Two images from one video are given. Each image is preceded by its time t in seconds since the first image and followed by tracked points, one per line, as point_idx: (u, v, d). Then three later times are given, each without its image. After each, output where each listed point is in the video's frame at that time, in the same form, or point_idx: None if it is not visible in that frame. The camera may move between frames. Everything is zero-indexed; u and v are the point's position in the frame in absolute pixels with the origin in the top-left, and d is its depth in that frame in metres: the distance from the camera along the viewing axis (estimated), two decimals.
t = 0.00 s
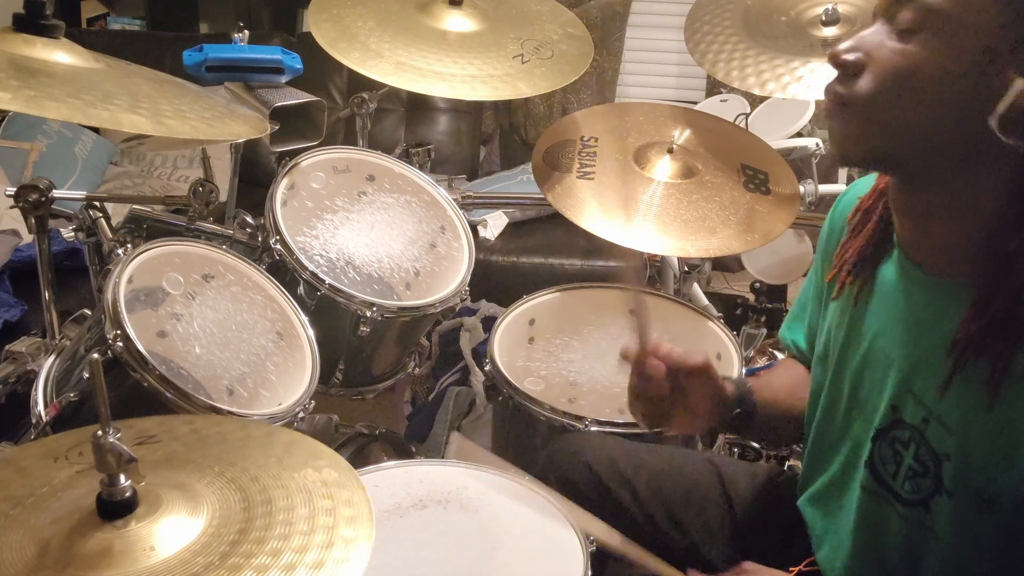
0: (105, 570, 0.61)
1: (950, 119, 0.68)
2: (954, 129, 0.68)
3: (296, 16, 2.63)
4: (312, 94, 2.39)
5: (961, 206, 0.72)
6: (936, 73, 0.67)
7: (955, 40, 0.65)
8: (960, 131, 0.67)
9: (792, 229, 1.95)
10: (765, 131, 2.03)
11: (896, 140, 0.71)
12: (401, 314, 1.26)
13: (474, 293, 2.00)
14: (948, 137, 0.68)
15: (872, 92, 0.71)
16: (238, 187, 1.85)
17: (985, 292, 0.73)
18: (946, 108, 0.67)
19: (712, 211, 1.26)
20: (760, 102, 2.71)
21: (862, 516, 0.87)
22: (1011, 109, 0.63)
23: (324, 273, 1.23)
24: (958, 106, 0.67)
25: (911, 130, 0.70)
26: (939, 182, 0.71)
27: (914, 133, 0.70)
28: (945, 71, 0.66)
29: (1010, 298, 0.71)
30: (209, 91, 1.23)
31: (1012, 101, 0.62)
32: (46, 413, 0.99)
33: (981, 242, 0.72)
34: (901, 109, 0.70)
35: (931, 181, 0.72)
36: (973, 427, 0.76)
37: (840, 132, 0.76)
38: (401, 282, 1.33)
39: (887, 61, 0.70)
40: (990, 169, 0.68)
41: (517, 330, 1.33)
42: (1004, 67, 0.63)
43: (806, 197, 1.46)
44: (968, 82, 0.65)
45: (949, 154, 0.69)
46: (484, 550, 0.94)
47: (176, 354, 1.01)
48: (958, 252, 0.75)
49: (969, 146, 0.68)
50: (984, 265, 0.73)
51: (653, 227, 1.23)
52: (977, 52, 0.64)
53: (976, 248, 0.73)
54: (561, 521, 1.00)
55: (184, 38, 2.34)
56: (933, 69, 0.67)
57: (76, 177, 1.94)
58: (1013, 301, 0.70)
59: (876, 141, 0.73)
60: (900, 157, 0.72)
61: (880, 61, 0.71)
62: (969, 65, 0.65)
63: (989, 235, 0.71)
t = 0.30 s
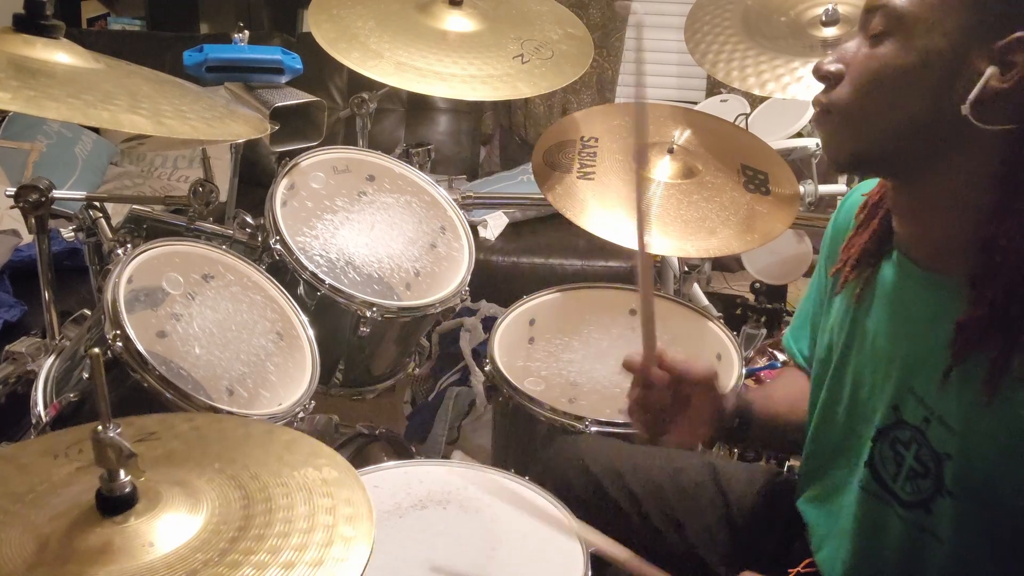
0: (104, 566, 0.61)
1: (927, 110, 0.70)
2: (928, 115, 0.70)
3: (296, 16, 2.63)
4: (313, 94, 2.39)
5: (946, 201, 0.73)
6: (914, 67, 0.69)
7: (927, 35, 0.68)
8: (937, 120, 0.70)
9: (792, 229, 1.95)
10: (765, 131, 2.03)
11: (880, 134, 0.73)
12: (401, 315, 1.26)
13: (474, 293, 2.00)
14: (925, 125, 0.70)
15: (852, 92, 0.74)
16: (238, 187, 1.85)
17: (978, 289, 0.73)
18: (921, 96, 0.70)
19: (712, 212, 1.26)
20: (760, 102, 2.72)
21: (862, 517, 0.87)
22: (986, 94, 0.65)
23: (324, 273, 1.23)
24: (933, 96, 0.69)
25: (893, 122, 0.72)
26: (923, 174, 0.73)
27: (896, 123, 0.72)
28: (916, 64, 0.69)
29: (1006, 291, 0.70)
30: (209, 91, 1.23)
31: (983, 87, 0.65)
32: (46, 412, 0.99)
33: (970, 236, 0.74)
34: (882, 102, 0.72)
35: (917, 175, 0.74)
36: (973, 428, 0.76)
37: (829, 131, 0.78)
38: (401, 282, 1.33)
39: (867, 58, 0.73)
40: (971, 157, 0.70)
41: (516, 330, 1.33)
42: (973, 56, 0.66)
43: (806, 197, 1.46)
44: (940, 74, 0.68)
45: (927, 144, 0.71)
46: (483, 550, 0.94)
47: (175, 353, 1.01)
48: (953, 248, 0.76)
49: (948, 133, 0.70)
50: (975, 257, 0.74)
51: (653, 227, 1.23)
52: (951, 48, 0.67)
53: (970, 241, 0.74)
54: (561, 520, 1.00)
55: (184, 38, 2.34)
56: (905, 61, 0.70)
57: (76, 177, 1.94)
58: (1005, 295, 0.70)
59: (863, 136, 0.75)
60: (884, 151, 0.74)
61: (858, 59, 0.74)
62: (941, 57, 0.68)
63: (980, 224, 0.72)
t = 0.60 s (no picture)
0: (104, 570, 0.61)
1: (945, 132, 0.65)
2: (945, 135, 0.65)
3: (296, 16, 2.63)
4: (312, 94, 2.39)
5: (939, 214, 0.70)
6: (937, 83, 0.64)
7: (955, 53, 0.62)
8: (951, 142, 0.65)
9: (792, 228, 1.96)
10: (765, 131, 2.03)
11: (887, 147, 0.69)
12: (401, 315, 1.26)
13: (474, 293, 2.00)
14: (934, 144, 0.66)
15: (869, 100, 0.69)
16: (238, 187, 1.85)
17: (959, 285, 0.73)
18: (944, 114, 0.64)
19: (711, 212, 1.26)
20: (760, 102, 2.72)
21: (861, 513, 0.87)
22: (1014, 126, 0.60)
23: (324, 273, 1.23)
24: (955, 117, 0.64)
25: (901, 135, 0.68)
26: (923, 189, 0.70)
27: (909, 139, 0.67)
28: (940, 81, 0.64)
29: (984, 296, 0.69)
30: (209, 91, 1.23)
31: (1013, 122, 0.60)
32: (46, 413, 0.99)
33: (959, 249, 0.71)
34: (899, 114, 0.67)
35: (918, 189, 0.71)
36: (965, 418, 0.77)
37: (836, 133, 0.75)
38: (401, 282, 1.33)
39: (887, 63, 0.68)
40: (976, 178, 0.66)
41: (516, 330, 1.33)
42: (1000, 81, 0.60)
43: (806, 197, 1.46)
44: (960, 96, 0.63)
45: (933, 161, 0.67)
46: (484, 550, 0.94)
47: (175, 354, 1.01)
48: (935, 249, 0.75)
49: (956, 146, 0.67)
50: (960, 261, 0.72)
51: (653, 227, 1.24)
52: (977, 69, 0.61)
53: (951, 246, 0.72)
54: (561, 520, 1.00)
55: (184, 38, 2.34)
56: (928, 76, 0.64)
57: (76, 177, 1.94)
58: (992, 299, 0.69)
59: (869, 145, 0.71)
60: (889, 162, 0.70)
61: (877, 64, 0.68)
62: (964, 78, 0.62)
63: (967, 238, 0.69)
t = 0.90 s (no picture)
0: (104, 571, 0.61)
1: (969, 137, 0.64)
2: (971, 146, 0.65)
3: (296, 16, 2.63)
4: (312, 94, 2.39)
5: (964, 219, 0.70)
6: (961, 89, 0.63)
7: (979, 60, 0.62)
8: (974, 149, 0.65)
9: (792, 229, 1.96)
10: (765, 131, 2.03)
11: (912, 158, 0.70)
12: (401, 314, 1.26)
13: (474, 293, 2.00)
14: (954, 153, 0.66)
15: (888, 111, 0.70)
16: (238, 187, 1.85)
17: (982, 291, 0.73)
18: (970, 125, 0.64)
19: (712, 211, 1.26)
20: (759, 102, 2.72)
21: (862, 516, 0.86)
22: None
23: (324, 273, 1.23)
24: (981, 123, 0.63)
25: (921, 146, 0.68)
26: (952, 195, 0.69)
27: (925, 152, 0.68)
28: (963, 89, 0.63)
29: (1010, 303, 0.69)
30: (209, 91, 1.22)
31: None
32: (46, 413, 0.99)
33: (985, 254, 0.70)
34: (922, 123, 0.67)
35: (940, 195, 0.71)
36: (975, 425, 0.77)
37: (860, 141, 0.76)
38: (401, 282, 1.33)
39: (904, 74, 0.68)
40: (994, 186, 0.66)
41: (516, 330, 1.33)
42: None
43: (806, 197, 1.46)
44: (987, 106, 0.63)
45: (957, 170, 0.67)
46: (484, 550, 0.94)
47: (175, 353, 1.01)
48: (953, 254, 0.76)
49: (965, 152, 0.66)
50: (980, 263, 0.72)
51: (653, 227, 1.23)
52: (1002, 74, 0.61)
53: (971, 247, 0.72)
54: (560, 521, 1.00)
55: (184, 38, 2.34)
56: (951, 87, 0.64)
57: (76, 177, 1.94)
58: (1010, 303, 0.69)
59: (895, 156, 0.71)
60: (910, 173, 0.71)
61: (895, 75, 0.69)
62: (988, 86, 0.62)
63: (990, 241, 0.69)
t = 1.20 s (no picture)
0: (104, 571, 0.61)
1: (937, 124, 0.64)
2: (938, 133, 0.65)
3: (296, 16, 2.63)
4: (312, 94, 2.39)
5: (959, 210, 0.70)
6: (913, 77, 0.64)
7: (921, 49, 0.63)
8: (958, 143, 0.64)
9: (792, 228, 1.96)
10: (765, 131, 2.02)
11: (892, 155, 0.71)
12: (401, 314, 1.26)
13: (474, 293, 2.00)
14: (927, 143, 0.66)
15: (857, 116, 0.73)
16: (238, 187, 1.85)
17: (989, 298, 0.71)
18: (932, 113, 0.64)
19: (711, 211, 1.26)
20: (760, 102, 2.72)
21: (871, 519, 0.87)
22: (984, 103, 0.59)
23: (324, 273, 1.23)
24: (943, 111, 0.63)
25: (895, 141, 0.69)
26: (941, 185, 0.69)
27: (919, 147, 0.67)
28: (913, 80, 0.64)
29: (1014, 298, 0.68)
30: (208, 91, 1.22)
31: (985, 96, 0.58)
32: (46, 413, 0.99)
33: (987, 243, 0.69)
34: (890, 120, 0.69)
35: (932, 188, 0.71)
36: (984, 436, 0.75)
37: (838, 151, 0.79)
38: (401, 282, 1.33)
39: (866, 77, 0.71)
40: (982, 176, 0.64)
41: (516, 329, 1.33)
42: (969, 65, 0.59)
43: (806, 197, 1.46)
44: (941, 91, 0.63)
45: (935, 160, 0.67)
46: (484, 550, 0.94)
47: (175, 353, 1.01)
48: (965, 258, 0.74)
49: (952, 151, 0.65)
50: (988, 266, 0.70)
51: (653, 227, 1.23)
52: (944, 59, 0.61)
53: (979, 248, 0.70)
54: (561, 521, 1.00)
55: (184, 38, 2.34)
56: (903, 79, 0.66)
57: (76, 177, 1.94)
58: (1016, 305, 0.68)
59: (876, 157, 0.73)
60: (894, 170, 0.72)
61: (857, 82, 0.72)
62: (933, 71, 0.62)
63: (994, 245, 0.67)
